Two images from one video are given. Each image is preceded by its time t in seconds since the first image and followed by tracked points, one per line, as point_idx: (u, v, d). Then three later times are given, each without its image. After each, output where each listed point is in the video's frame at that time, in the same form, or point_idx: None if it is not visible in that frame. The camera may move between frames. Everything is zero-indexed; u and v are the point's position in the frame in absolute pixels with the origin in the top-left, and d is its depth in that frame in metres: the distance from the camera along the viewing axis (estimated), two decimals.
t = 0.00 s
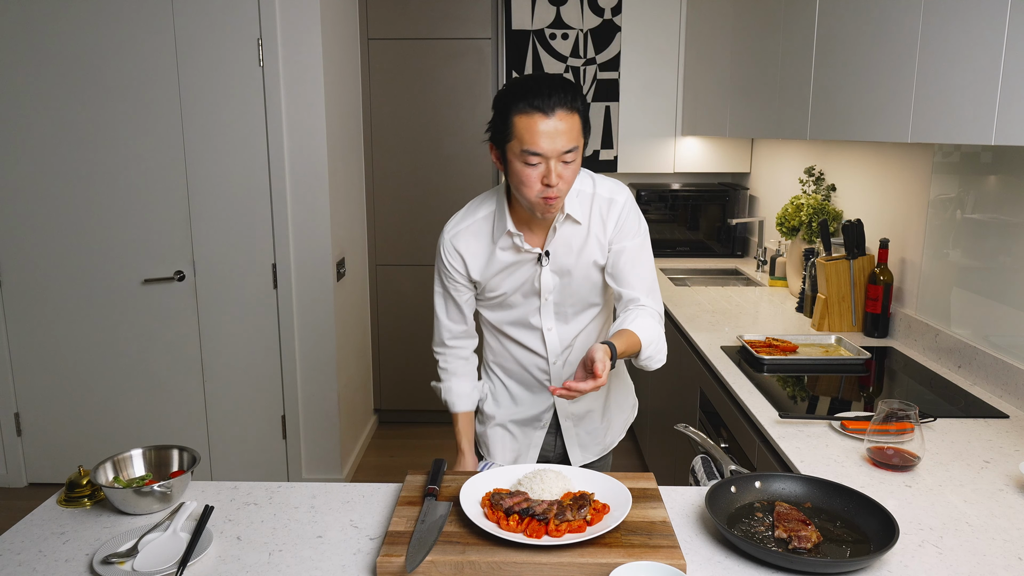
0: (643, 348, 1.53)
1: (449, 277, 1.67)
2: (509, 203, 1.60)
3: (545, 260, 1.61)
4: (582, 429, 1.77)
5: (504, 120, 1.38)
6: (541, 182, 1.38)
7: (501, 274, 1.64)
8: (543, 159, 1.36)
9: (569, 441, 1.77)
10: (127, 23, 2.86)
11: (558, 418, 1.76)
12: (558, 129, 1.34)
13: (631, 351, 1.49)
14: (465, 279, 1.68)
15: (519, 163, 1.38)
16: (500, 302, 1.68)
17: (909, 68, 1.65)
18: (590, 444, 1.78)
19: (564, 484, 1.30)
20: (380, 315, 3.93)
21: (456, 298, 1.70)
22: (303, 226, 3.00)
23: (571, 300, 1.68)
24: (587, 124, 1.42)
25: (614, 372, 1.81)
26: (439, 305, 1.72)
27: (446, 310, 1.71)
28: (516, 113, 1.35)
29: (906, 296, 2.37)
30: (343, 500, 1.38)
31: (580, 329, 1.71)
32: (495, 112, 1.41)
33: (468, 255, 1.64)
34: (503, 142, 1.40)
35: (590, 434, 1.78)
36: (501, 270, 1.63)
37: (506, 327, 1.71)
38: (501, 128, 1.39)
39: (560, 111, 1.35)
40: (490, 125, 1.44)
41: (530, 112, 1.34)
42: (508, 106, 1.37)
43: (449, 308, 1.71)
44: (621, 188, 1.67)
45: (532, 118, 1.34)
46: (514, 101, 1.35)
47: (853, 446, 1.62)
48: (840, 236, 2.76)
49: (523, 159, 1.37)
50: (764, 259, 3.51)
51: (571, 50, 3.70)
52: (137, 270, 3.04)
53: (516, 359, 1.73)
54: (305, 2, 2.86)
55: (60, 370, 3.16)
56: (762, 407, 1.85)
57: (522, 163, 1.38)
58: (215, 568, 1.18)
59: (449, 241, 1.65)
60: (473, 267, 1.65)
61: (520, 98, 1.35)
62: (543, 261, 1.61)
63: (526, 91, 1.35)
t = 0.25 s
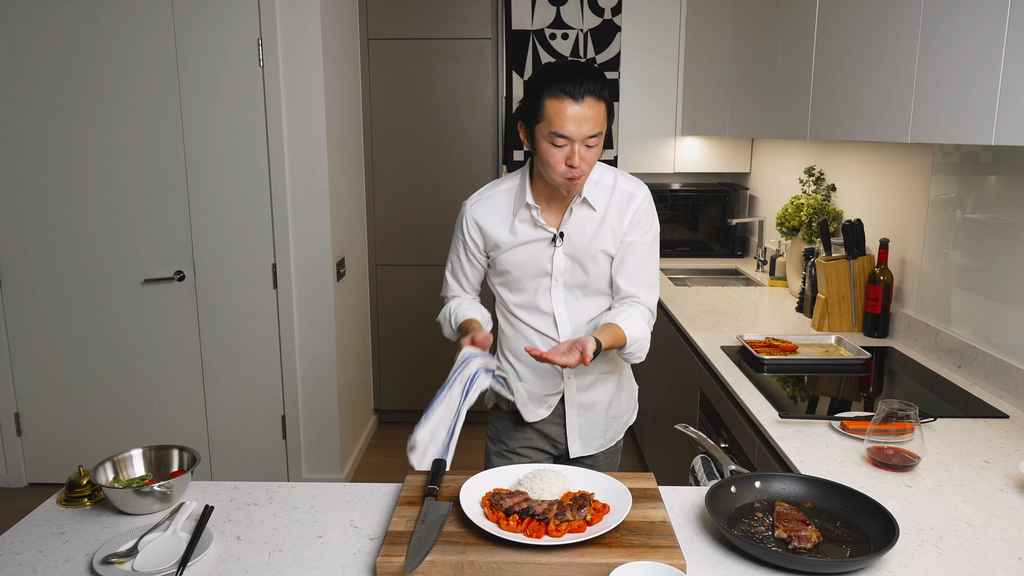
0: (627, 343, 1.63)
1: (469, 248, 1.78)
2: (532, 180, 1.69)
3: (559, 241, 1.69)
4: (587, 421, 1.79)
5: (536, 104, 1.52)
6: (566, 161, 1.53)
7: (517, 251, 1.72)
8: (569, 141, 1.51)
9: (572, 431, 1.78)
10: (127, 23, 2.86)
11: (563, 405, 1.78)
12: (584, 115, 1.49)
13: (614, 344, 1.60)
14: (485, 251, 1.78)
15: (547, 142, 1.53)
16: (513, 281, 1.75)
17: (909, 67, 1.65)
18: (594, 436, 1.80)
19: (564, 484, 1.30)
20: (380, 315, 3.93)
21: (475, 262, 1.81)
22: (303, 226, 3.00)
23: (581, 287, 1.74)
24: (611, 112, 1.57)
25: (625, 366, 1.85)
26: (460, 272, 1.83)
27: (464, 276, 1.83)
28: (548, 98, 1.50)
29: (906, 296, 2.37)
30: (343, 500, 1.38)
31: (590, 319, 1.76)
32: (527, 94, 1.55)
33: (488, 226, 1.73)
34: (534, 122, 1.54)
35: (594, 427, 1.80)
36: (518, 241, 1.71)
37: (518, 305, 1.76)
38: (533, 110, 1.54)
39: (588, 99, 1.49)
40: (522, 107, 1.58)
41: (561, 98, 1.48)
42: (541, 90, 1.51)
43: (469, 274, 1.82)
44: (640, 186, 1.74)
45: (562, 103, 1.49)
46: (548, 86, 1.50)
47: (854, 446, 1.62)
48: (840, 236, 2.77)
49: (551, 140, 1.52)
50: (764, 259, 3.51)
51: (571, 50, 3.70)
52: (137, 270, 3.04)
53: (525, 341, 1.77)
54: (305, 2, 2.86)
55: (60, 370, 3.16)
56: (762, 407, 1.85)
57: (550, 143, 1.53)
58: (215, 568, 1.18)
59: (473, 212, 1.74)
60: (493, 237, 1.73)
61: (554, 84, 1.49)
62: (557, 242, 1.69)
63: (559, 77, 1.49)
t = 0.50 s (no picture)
0: (635, 324, 1.67)
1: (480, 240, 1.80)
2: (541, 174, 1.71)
3: (567, 233, 1.70)
4: (590, 416, 1.79)
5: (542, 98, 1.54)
6: (570, 153, 1.54)
7: (525, 242, 1.73)
8: (574, 133, 1.53)
9: (575, 426, 1.79)
10: (127, 23, 2.86)
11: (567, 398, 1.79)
12: (589, 108, 1.51)
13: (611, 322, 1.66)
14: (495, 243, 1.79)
15: (552, 134, 1.55)
16: (522, 273, 1.76)
17: (909, 68, 1.65)
18: (597, 434, 1.80)
19: (564, 484, 1.30)
20: (380, 315, 3.93)
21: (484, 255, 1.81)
22: (303, 226, 3.00)
23: (589, 280, 1.75)
24: (615, 107, 1.60)
25: (633, 361, 1.85)
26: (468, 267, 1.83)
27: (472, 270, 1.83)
28: (554, 91, 1.52)
29: (906, 296, 2.37)
30: (343, 500, 1.38)
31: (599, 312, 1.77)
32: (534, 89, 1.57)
33: (498, 219, 1.74)
34: (541, 116, 1.56)
35: (598, 423, 1.80)
36: (527, 230, 1.72)
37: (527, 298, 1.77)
38: (539, 103, 1.56)
39: (593, 92, 1.52)
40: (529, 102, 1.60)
41: (567, 90, 1.51)
42: (547, 84, 1.54)
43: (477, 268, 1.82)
44: (649, 181, 1.75)
45: (567, 96, 1.51)
46: (554, 80, 1.52)
47: (853, 446, 1.62)
48: (840, 236, 2.77)
49: (556, 132, 1.53)
50: (764, 259, 3.51)
51: (571, 50, 3.70)
52: (137, 270, 3.04)
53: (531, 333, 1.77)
54: (305, 3, 2.86)
55: (60, 370, 3.16)
56: (762, 407, 1.85)
57: (555, 135, 1.54)
58: (215, 568, 1.18)
59: (483, 205, 1.76)
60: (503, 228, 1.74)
61: (560, 77, 1.51)
62: (565, 233, 1.70)
63: (566, 71, 1.52)
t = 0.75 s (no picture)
0: (628, 325, 1.66)
1: (481, 241, 1.78)
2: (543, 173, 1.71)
3: (570, 233, 1.70)
4: (593, 416, 1.79)
5: (552, 90, 1.55)
6: (579, 145, 1.54)
7: (528, 243, 1.73)
8: (583, 125, 1.53)
9: (578, 427, 1.79)
10: (127, 23, 2.86)
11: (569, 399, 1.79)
12: (598, 100, 1.52)
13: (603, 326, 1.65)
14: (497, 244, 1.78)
15: (561, 127, 1.55)
16: (524, 274, 1.76)
17: (909, 68, 1.65)
18: (599, 434, 1.80)
19: (564, 484, 1.30)
20: (380, 316, 3.93)
21: (486, 257, 1.79)
22: (303, 226, 3.00)
23: (592, 280, 1.75)
24: (621, 104, 1.61)
25: (634, 361, 1.86)
26: (470, 269, 1.82)
27: (473, 272, 1.82)
28: (564, 83, 1.53)
29: (906, 296, 2.37)
30: (343, 500, 1.38)
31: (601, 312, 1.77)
32: (542, 82, 1.58)
33: (500, 218, 1.74)
34: (549, 109, 1.56)
35: (601, 424, 1.80)
36: (530, 231, 1.72)
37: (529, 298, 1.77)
38: (548, 96, 1.56)
39: (602, 86, 1.53)
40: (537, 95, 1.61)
41: (577, 83, 1.52)
42: (557, 77, 1.54)
43: (479, 271, 1.81)
44: (650, 181, 1.75)
45: (577, 89, 1.52)
46: (563, 73, 1.53)
47: (853, 446, 1.62)
48: (840, 236, 2.77)
49: (566, 124, 1.54)
50: (764, 259, 3.51)
51: (571, 50, 3.70)
52: (137, 270, 3.04)
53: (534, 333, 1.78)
54: (305, 2, 2.86)
55: (60, 370, 3.16)
56: (762, 407, 1.85)
57: (564, 127, 1.54)
58: (215, 568, 1.18)
59: (485, 205, 1.75)
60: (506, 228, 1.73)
61: (570, 70, 1.52)
62: (568, 233, 1.70)
63: (575, 64, 1.53)
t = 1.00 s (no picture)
0: (625, 329, 1.68)
1: (484, 237, 1.78)
2: (545, 168, 1.71)
3: (572, 230, 1.70)
4: (592, 412, 1.79)
5: (557, 88, 1.54)
6: (585, 144, 1.54)
7: (530, 240, 1.73)
8: (589, 123, 1.53)
9: (576, 422, 1.79)
10: (127, 23, 2.86)
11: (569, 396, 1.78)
12: (604, 99, 1.52)
13: (602, 333, 1.66)
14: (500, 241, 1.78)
15: (566, 125, 1.54)
16: (526, 271, 1.76)
17: (909, 68, 1.65)
18: (598, 430, 1.80)
19: (564, 484, 1.30)
20: (380, 316, 3.93)
21: (489, 254, 1.79)
22: (303, 226, 3.00)
23: (592, 277, 1.75)
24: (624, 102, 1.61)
25: (633, 358, 1.86)
26: (473, 266, 1.82)
27: (477, 269, 1.81)
28: (570, 82, 1.52)
29: (906, 297, 2.37)
30: (343, 500, 1.38)
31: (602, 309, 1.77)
32: (547, 80, 1.57)
33: (501, 216, 1.73)
34: (553, 107, 1.56)
35: (599, 419, 1.80)
36: (534, 228, 1.72)
37: (530, 295, 1.77)
38: (553, 94, 1.55)
39: (608, 85, 1.53)
40: (541, 93, 1.60)
41: (584, 82, 1.52)
42: (563, 75, 1.54)
43: (482, 267, 1.80)
44: (651, 179, 1.75)
45: (583, 87, 1.52)
46: (568, 71, 1.53)
47: (853, 446, 1.62)
48: (840, 236, 2.77)
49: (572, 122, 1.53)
50: (764, 259, 3.51)
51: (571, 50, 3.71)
52: (137, 270, 3.04)
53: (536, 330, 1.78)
54: (305, 2, 2.86)
55: (60, 370, 3.16)
56: (762, 407, 1.85)
57: (570, 126, 1.54)
58: (215, 568, 1.18)
59: (487, 202, 1.75)
60: (509, 225, 1.73)
61: (577, 68, 1.52)
62: (570, 231, 1.70)
63: (582, 63, 1.53)
